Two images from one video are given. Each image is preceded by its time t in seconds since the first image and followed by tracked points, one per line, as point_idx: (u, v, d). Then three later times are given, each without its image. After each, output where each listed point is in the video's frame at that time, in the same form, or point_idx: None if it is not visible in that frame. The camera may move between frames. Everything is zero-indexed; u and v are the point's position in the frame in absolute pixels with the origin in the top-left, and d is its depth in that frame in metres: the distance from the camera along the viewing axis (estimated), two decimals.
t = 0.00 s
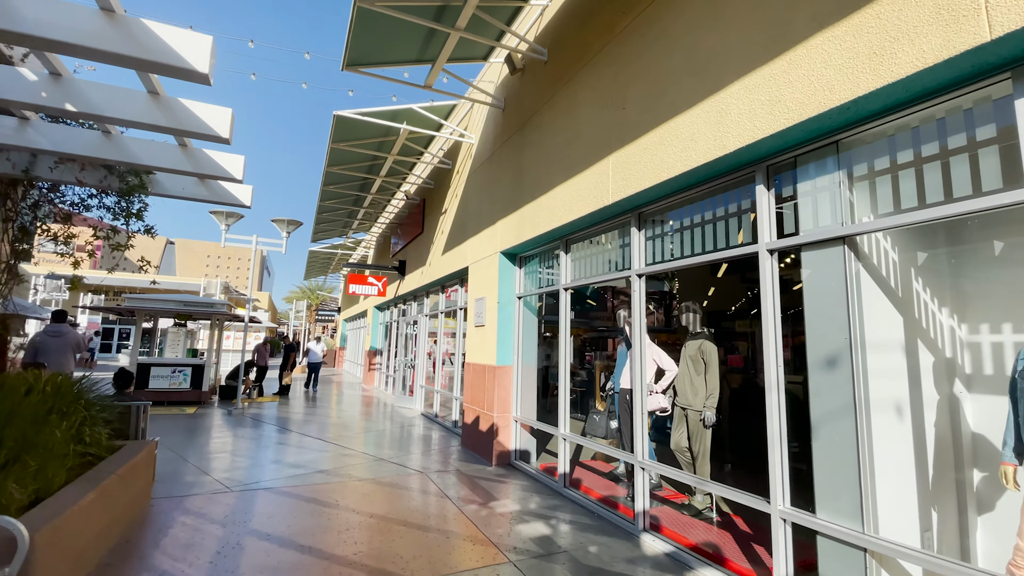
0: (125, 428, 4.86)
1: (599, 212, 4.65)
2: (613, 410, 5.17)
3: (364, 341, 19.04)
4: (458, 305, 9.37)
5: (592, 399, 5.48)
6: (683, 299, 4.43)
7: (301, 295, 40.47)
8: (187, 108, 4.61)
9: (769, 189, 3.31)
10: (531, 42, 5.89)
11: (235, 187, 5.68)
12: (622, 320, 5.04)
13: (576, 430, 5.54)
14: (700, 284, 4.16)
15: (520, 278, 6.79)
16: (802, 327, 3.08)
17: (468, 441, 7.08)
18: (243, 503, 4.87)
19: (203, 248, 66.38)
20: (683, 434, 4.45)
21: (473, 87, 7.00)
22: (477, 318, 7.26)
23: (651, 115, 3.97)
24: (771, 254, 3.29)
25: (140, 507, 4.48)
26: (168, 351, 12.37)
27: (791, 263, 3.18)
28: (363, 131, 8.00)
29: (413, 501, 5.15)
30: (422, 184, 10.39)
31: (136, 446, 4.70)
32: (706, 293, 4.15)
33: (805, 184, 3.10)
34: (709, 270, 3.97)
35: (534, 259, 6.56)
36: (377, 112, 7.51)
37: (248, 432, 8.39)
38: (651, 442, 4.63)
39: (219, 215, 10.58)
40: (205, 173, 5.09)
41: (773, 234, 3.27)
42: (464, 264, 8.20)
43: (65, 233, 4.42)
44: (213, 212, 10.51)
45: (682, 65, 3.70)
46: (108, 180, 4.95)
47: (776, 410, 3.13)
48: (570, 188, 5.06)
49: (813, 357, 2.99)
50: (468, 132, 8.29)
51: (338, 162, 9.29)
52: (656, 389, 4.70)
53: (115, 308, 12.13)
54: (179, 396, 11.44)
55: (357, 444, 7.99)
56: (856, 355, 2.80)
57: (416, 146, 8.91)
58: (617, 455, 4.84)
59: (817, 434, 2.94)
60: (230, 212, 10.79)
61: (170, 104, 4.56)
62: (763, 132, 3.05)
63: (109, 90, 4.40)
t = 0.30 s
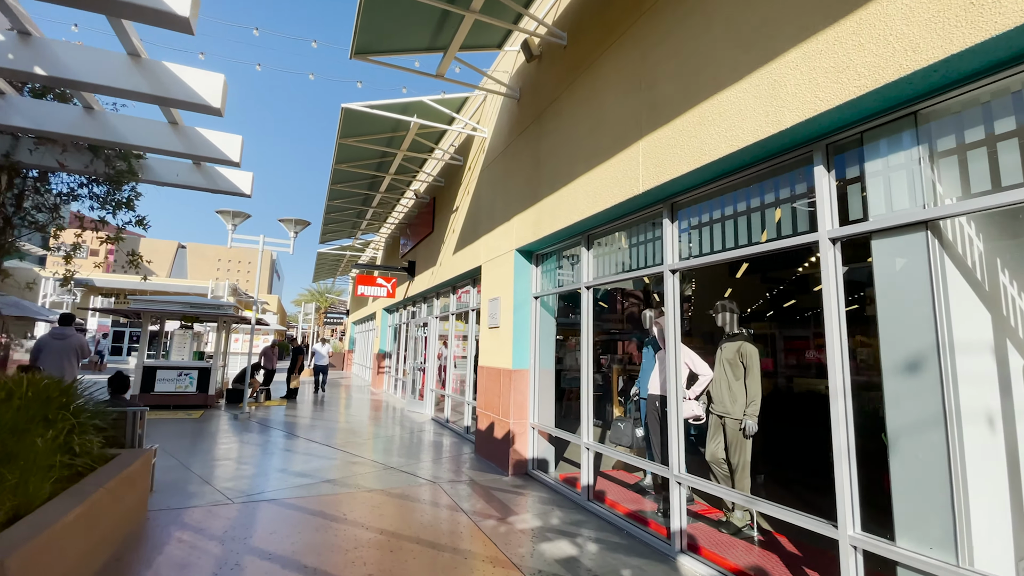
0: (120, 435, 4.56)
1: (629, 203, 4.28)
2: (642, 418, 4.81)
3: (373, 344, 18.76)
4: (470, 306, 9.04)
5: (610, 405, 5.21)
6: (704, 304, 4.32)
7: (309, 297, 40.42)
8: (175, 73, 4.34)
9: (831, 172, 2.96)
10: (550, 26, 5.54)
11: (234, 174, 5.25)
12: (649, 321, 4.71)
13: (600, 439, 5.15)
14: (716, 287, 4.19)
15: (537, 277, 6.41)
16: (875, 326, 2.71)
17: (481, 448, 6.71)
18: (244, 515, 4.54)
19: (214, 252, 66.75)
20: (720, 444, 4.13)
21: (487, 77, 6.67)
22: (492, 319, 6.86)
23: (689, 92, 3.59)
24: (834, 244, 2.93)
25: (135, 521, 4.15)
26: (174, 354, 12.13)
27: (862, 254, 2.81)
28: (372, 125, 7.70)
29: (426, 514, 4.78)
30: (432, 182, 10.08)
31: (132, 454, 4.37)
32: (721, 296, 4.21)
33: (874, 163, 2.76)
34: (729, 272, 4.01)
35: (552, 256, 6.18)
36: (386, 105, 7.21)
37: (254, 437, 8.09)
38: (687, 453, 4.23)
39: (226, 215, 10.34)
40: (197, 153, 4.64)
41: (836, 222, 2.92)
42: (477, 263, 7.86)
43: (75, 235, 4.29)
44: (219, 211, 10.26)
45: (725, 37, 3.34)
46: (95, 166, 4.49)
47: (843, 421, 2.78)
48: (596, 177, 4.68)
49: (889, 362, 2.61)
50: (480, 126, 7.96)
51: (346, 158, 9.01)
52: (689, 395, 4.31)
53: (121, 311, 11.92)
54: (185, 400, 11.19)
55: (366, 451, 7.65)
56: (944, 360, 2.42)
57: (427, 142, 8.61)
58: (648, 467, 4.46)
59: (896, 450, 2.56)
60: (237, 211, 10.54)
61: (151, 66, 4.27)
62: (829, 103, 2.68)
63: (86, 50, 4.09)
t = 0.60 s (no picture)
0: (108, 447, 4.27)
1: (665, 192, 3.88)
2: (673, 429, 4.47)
3: (383, 346, 18.49)
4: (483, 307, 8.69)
5: (630, 413, 4.93)
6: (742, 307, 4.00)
7: (319, 300, 40.39)
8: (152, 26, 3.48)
9: (910, 150, 2.60)
10: (571, 7, 5.17)
11: (229, 159, 4.50)
12: (681, 324, 4.39)
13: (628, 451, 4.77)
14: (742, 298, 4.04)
15: (554, 277, 5.98)
16: (974, 328, 2.31)
17: (495, 456, 6.33)
18: (245, 532, 4.20)
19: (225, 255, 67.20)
20: (764, 459, 3.78)
21: (503, 65, 6.32)
22: (506, 319, 6.44)
23: (736, 65, 3.21)
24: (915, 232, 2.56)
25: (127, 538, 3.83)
26: (181, 357, 11.91)
27: (956, 244, 2.42)
28: (382, 119, 7.39)
29: (440, 532, 4.41)
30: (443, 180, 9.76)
31: (123, 467, 4.05)
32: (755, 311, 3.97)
33: (966, 137, 2.39)
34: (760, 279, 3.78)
35: (571, 254, 5.78)
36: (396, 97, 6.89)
37: (260, 443, 7.79)
38: (730, 471, 3.81)
39: (233, 214, 10.10)
40: (187, 130, 3.93)
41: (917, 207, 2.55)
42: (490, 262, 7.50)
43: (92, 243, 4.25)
44: (226, 210, 10.02)
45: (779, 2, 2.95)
46: (75, 148, 3.81)
47: (933, 441, 2.39)
48: (624, 165, 4.27)
49: (990, 369, 2.22)
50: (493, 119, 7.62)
51: (355, 155, 8.72)
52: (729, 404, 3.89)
53: (127, 313, 11.71)
54: (191, 404, 10.94)
55: (374, 458, 7.31)
56: None
57: (438, 138, 8.29)
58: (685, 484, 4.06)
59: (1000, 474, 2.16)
60: (244, 211, 10.29)
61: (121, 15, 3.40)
62: (914, 67, 2.30)
63: None
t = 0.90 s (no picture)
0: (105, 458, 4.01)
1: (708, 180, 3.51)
2: (710, 440, 4.15)
3: (393, 349, 18.27)
4: (498, 309, 8.39)
5: (653, 420, 4.55)
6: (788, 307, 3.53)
7: (330, 302, 40.45)
8: None
9: (1008, 124, 2.25)
10: None
11: (230, 139, 3.95)
12: (718, 325, 4.18)
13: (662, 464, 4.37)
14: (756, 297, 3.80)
15: (577, 276, 5.62)
16: None
17: (513, 465, 5.99)
18: (250, 549, 3.90)
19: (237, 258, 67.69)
20: (818, 474, 3.41)
21: (522, 53, 6.00)
22: (523, 320, 6.08)
23: (794, 35, 2.87)
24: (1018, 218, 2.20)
25: (124, 556, 3.54)
26: (190, 359, 11.71)
27: None
28: (394, 114, 7.13)
29: (459, 550, 4.08)
30: (456, 178, 9.48)
31: (120, 478, 3.77)
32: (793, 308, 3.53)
33: None
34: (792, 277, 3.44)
35: (595, 252, 5.42)
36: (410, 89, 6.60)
37: (269, 449, 7.53)
38: (786, 487, 3.42)
39: (242, 214, 9.88)
40: (184, 103, 3.28)
41: (1016, 192, 2.21)
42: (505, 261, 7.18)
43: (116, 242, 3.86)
44: (235, 210, 9.81)
45: None
46: (57, 127, 3.15)
47: None
48: (659, 152, 3.91)
49: None
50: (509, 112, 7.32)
51: (367, 152, 8.47)
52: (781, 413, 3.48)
53: (136, 314, 11.54)
54: (200, 408, 10.73)
55: (386, 465, 7.02)
56: None
57: (452, 133, 8.00)
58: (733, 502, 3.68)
59: None
60: (254, 210, 10.08)
61: None
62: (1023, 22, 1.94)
63: None
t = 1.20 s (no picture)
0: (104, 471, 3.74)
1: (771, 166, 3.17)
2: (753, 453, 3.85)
3: (403, 352, 17.98)
4: (514, 310, 8.06)
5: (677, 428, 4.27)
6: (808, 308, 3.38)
7: (339, 304, 40.33)
8: None
9: None
10: None
11: (236, 119, 3.63)
12: (762, 328, 3.85)
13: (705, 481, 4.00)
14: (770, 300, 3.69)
15: (603, 275, 5.27)
16: None
17: (536, 476, 5.66)
18: (257, 571, 3.59)
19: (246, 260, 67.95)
20: (887, 495, 3.02)
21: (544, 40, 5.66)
22: (544, 323, 5.74)
23: None
24: None
25: None
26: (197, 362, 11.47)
27: None
28: (408, 107, 6.83)
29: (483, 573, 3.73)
30: (470, 176, 9.18)
31: (120, 493, 3.49)
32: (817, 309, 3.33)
33: None
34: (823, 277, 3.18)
35: (623, 250, 5.07)
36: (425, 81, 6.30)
37: (278, 456, 7.26)
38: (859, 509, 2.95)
39: (251, 213, 9.64)
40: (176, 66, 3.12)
41: None
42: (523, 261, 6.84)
43: (114, 245, 3.37)
44: (244, 209, 9.57)
45: None
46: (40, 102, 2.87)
47: None
48: (704, 137, 3.56)
49: None
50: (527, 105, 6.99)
51: (379, 149, 8.19)
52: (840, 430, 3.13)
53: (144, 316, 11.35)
54: (208, 412, 10.50)
55: (399, 474, 6.70)
56: None
57: (467, 128, 7.70)
58: (794, 528, 3.30)
59: None
60: (263, 209, 9.84)
61: None
62: None
63: None
